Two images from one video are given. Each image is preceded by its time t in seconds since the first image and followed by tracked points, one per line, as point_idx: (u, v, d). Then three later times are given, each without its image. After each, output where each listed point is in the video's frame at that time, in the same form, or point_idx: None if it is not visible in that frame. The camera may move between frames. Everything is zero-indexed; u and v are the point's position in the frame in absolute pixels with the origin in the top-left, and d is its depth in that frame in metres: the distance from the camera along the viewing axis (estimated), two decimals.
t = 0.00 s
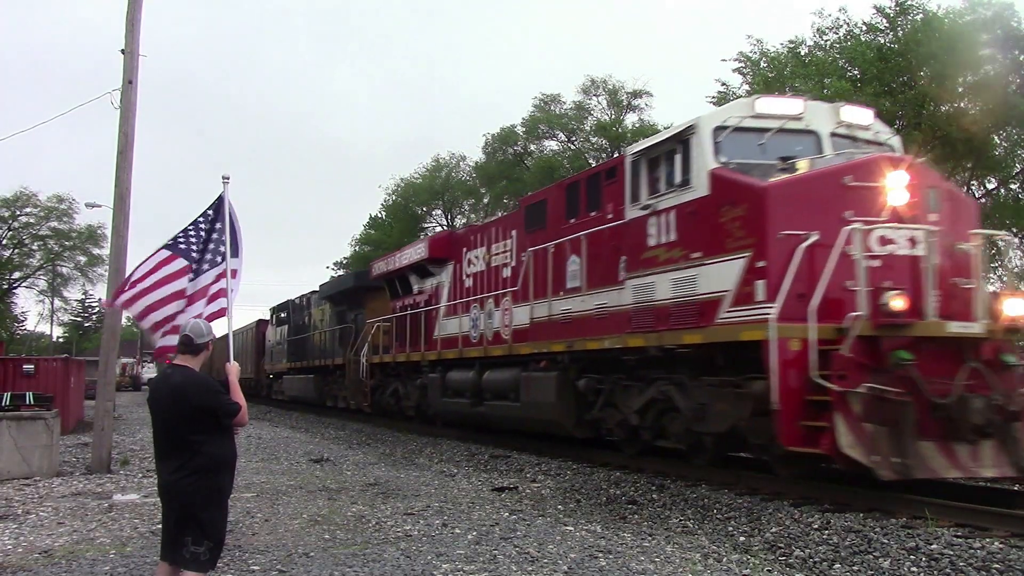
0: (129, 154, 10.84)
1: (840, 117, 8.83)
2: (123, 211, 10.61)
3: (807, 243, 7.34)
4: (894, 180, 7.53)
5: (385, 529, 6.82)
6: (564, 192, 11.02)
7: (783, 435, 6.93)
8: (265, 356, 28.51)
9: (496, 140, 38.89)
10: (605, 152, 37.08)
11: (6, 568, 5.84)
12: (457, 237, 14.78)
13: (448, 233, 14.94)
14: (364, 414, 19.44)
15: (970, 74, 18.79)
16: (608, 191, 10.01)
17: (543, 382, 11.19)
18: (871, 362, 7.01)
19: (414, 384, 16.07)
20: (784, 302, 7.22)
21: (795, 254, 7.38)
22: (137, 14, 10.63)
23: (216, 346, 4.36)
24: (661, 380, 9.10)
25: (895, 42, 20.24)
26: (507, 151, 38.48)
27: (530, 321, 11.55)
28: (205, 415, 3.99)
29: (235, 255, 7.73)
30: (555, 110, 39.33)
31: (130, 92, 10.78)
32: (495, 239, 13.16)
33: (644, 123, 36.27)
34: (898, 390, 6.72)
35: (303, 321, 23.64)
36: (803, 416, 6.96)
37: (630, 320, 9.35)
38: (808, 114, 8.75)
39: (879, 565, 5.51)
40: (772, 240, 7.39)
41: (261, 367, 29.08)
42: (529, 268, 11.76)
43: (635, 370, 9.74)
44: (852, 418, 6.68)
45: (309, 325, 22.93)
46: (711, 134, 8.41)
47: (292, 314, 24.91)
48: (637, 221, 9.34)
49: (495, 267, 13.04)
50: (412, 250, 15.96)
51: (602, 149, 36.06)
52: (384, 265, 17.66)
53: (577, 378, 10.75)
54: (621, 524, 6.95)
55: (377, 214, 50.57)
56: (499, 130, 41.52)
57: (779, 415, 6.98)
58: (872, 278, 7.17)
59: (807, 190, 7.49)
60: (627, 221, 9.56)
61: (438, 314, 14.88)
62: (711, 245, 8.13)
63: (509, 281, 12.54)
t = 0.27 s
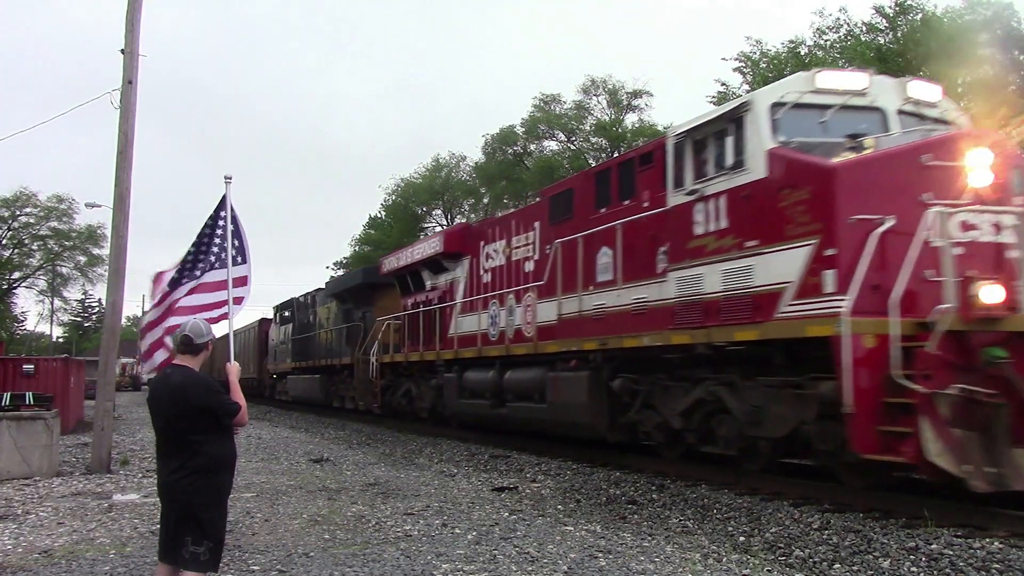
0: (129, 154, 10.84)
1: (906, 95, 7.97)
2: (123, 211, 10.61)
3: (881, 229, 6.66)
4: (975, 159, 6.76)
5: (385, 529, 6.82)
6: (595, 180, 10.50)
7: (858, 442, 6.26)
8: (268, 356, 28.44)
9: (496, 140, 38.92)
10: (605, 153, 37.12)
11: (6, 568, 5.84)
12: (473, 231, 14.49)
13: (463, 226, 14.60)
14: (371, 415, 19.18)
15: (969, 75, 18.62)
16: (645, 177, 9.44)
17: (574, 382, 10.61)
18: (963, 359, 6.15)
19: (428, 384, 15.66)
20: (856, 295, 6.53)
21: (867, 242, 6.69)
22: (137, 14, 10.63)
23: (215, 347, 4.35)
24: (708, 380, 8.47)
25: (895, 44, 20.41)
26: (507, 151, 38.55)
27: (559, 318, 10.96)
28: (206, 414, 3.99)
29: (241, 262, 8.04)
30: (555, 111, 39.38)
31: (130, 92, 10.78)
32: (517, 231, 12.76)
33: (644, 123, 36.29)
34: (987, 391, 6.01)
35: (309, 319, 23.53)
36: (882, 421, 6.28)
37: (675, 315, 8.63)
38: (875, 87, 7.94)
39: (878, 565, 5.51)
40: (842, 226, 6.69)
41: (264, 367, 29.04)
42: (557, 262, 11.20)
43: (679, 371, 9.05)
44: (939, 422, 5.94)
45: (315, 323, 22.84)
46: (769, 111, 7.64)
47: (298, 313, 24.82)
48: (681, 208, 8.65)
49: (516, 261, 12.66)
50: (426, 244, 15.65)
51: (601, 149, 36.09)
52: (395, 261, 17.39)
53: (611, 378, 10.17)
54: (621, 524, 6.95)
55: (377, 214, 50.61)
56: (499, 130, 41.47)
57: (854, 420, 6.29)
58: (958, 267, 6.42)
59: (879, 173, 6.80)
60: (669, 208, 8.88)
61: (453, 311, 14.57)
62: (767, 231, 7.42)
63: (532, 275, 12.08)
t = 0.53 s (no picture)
0: (129, 154, 10.84)
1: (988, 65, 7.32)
2: (123, 210, 10.62)
3: (974, 213, 6.00)
4: None
5: (385, 529, 6.82)
6: (631, 168, 9.88)
7: (951, 451, 5.67)
8: (271, 356, 28.41)
9: (496, 140, 38.97)
10: (605, 152, 37.16)
11: (6, 568, 5.85)
12: (490, 224, 13.96)
13: (480, 218, 14.01)
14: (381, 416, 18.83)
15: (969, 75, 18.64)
16: (689, 162, 8.82)
17: (608, 382, 9.92)
18: None
19: (444, 385, 15.04)
20: (949, 286, 5.86)
21: (957, 226, 6.03)
22: (137, 14, 10.64)
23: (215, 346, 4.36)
24: (766, 381, 7.80)
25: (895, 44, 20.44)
26: (507, 151, 38.61)
27: (592, 314, 10.31)
28: (206, 415, 3.99)
29: (238, 262, 8.15)
30: (555, 110, 39.42)
31: (130, 92, 10.78)
32: (540, 222, 12.19)
33: (644, 123, 36.31)
34: None
35: (316, 318, 23.39)
36: (978, 428, 5.67)
37: (726, 309, 7.94)
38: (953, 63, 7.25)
39: (879, 565, 5.51)
40: (932, 209, 5.99)
41: (266, 367, 29.07)
42: (589, 254, 10.55)
43: (730, 371, 8.40)
44: None
45: (322, 322, 22.73)
46: (838, 84, 6.98)
47: (305, 312, 24.66)
48: (733, 193, 7.95)
49: (539, 254, 12.05)
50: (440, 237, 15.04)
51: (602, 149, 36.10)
52: (407, 256, 16.85)
53: (650, 379, 9.52)
54: (621, 524, 6.95)
55: (377, 214, 50.65)
56: (500, 131, 41.45)
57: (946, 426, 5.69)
58: None
59: (966, 151, 6.16)
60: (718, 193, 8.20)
61: (471, 308, 13.93)
62: (836, 215, 6.72)
63: (556, 269, 11.56)
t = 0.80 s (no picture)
0: (129, 154, 10.84)
1: None
2: (123, 210, 10.61)
3: None
4: None
5: (385, 529, 6.82)
6: (671, 152, 9.18)
7: None
8: (274, 356, 28.45)
9: (496, 140, 39.03)
10: (605, 152, 37.18)
11: (6, 568, 5.85)
12: (510, 216, 13.21)
13: (499, 210, 13.26)
14: (391, 416, 18.57)
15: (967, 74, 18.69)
16: (739, 144, 8.11)
17: (650, 383, 8.82)
18: None
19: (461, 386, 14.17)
20: None
21: None
22: (137, 14, 10.63)
23: (215, 345, 4.37)
24: (837, 382, 6.83)
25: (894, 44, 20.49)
26: (507, 151, 38.66)
27: (628, 309, 9.49)
28: (206, 415, 3.99)
29: (241, 257, 8.08)
30: (555, 111, 39.46)
31: (130, 92, 10.78)
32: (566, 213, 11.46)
33: (644, 123, 36.34)
34: None
35: (323, 317, 23.24)
36: None
37: (789, 303, 7.09)
38: None
39: (878, 565, 5.51)
40: None
41: (269, 366, 29.11)
42: (625, 244, 9.78)
43: (791, 370, 7.41)
44: None
45: (329, 321, 22.60)
46: (926, 50, 6.11)
47: (311, 310, 24.52)
48: (794, 175, 7.17)
49: (566, 247, 11.35)
50: (453, 231, 14.29)
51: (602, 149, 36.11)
52: (418, 250, 16.25)
53: (696, 380, 8.46)
54: (621, 525, 6.95)
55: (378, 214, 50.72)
56: (500, 131, 41.47)
57: None
58: None
59: None
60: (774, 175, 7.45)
61: (489, 305, 13.17)
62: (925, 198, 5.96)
63: (585, 262, 10.85)
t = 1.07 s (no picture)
0: (129, 154, 10.84)
1: None
2: (123, 210, 10.62)
3: None
4: None
5: (385, 529, 6.82)
6: (719, 135, 8.63)
7: None
8: (277, 356, 28.48)
9: (496, 140, 39.07)
10: (605, 153, 37.20)
11: (6, 568, 5.85)
12: (534, 206, 12.65)
13: (521, 200, 12.72)
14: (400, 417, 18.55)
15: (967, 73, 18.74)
16: (798, 121, 7.56)
17: (698, 384, 8.00)
18: None
19: (483, 386, 13.61)
20: None
21: None
22: (137, 13, 10.63)
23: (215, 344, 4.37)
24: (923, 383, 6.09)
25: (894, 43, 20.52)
26: (508, 151, 38.67)
27: (670, 304, 8.69)
28: (206, 415, 3.99)
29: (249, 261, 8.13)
30: (555, 110, 39.48)
31: (130, 92, 10.78)
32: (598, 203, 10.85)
33: (644, 123, 36.36)
34: None
35: (330, 315, 23.18)
36: None
37: (865, 296, 6.31)
38: None
39: (878, 565, 5.51)
40: None
41: (272, 366, 29.12)
42: (665, 235, 9.05)
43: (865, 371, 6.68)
44: None
45: (336, 320, 22.54)
46: None
47: (318, 309, 24.46)
48: (871, 153, 6.42)
49: (596, 239, 10.78)
50: (470, 224, 13.81)
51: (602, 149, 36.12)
52: (432, 245, 15.81)
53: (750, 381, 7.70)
54: (621, 524, 6.95)
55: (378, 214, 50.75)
56: (500, 131, 41.45)
57: None
58: None
59: None
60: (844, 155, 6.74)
61: (511, 301, 12.54)
62: None
63: (617, 256, 10.25)
